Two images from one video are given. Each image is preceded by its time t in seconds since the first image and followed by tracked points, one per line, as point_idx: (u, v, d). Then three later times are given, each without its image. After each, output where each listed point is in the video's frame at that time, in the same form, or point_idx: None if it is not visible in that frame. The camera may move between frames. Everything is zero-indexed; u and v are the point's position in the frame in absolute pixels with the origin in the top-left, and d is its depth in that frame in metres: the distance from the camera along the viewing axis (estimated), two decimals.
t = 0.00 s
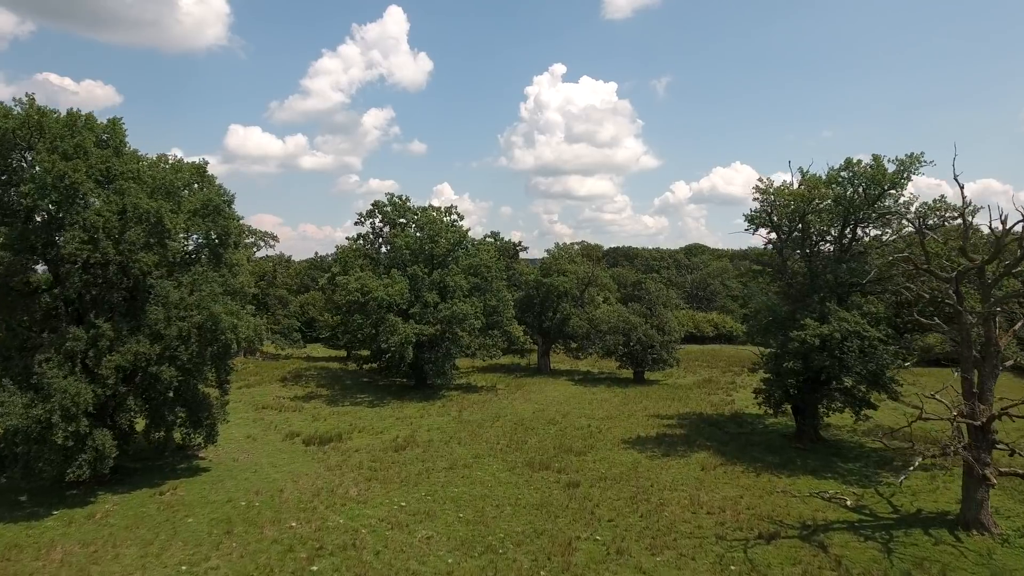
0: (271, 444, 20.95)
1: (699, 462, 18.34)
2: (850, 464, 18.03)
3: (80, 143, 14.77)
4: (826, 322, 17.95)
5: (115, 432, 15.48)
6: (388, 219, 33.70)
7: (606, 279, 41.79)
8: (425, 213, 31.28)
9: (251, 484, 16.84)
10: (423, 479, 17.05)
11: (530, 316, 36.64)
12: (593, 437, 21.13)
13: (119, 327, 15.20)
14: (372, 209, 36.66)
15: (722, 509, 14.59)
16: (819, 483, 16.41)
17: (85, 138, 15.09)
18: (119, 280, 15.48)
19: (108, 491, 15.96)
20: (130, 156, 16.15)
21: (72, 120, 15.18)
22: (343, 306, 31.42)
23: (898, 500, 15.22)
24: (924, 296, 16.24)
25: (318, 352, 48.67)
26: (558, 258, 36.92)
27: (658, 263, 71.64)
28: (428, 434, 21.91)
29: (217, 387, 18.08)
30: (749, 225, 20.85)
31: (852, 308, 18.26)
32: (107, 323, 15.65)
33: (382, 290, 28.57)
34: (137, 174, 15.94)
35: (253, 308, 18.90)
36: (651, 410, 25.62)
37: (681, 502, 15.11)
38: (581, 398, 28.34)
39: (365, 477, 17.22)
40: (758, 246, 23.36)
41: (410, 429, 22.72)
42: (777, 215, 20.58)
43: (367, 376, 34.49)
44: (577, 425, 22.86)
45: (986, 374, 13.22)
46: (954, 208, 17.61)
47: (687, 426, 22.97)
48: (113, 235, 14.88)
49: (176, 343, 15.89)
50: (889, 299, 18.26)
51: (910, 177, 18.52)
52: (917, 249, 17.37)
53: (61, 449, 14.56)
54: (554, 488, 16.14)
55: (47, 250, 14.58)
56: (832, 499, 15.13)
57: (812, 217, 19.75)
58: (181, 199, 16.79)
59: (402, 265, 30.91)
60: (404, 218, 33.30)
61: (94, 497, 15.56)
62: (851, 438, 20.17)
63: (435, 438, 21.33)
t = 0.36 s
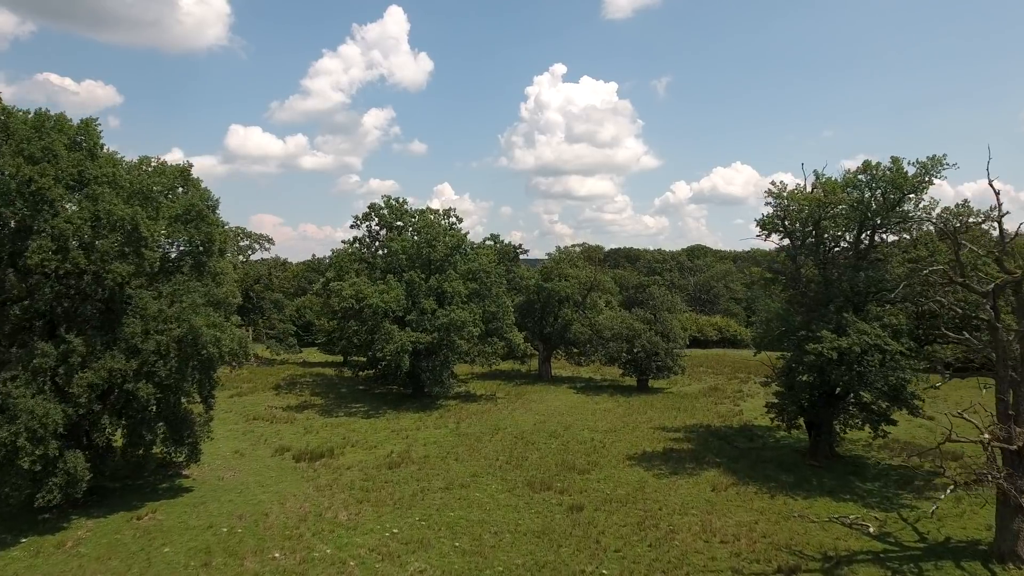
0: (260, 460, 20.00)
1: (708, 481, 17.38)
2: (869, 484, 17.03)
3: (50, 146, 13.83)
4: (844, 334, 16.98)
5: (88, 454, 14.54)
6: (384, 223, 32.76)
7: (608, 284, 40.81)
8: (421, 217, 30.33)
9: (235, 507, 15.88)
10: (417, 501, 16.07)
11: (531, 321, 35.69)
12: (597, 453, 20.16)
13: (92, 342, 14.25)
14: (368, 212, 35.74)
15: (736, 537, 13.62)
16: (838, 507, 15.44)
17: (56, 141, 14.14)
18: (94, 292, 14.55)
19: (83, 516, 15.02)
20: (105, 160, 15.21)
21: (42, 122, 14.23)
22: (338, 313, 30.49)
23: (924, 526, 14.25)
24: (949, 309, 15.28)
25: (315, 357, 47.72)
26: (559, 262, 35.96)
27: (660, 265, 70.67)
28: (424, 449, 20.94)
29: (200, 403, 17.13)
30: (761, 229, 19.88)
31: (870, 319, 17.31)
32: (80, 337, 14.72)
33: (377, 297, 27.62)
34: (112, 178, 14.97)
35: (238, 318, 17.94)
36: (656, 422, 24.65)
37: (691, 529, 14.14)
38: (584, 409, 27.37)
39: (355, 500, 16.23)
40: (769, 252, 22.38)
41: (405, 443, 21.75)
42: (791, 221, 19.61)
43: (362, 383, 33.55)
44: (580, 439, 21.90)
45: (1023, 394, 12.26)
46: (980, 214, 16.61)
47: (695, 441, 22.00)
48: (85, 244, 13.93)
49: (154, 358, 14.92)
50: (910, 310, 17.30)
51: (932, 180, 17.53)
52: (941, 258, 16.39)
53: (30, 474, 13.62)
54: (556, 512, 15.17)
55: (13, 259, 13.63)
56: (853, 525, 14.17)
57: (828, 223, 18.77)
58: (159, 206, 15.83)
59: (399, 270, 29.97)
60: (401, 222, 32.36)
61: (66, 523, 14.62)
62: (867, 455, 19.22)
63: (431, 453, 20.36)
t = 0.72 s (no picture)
0: (247, 478, 19.04)
1: (720, 503, 16.39)
2: (890, 506, 16.06)
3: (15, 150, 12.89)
4: (865, 348, 16.02)
5: (57, 478, 13.58)
6: (380, 227, 31.80)
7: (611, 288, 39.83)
8: (419, 222, 29.36)
9: (217, 532, 14.92)
10: (411, 526, 15.09)
11: (532, 327, 34.73)
12: (601, 470, 19.18)
13: (62, 359, 13.30)
14: (364, 215, 34.78)
15: (753, 569, 12.65)
16: (859, 533, 14.47)
17: (22, 144, 13.20)
18: (64, 305, 13.60)
19: (54, 543, 14.07)
20: (78, 165, 14.26)
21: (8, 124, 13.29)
22: (332, 320, 29.53)
23: (953, 556, 13.29)
24: (979, 322, 14.31)
25: (311, 363, 46.75)
26: (561, 266, 35.00)
27: (663, 267, 69.67)
28: (420, 465, 19.97)
29: (182, 420, 16.18)
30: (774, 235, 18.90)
31: (892, 331, 16.34)
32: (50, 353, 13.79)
33: (372, 304, 26.65)
34: (83, 183, 14.01)
35: (223, 330, 16.98)
36: (663, 435, 23.68)
37: (704, 560, 13.15)
38: (587, 420, 26.40)
39: (345, 524, 15.25)
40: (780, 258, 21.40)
41: (400, 459, 20.77)
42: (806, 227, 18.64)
43: (358, 391, 32.59)
44: (583, 454, 20.91)
45: None
46: (1009, 220, 15.63)
47: (704, 456, 21.02)
48: (52, 254, 12.98)
49: (128, 375, 13.96)
50: (933, 322, 16.34)
51: (957, 184, 16.55)
52: (969, 267, 15.42)
53: None
54: (559, 539, 14.20)
55: None
56: (877, 555, 13.21)
57: (845, 230, 17.80)
58: (136, 213, 14.88)
59: (395, 276, 29.03)
60: (397, 226, 31.40)
61: (36, 552, 13.68)
62: (886, 474, 18.26)
63: (427, 471, 19.38)
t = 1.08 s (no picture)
0: (234, 495, 18.16)
1: (731, 525, 15.50)
2: (912, 529, 15.18)
3: None
4: (885, 362, 15.13)
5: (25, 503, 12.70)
6: (377, 230, 30.93)
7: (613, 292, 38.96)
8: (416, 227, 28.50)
9: (198, 558, 14.04)
10: (404, 552, 14.19)
11: (532, 333, 33.86)
12: (605, 488, 18.29)
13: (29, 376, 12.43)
14: (360, 218, 33.92)
15: None
16: (882, 560, 13.58)
17: None
18: (32, 318, 12.73)
19: (24, 571, 13.20)
20: (49, 170, 13.41)
21: None
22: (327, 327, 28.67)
23: None
24: (1009, 336, 13.42)
25: (307, 368, 45.88)
26: (562, 271, 34.11)
27: (665, 269, 68.77)
28: (414, 482, 19.07)
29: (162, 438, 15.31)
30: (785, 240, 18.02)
31: (913, 344, 15.46)
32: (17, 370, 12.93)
33: (367, 312, 25.78)
34: (54, 189, 13.15)
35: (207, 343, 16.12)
36: (668, 448, 22.79)
37: None
38: (590, 431, 25.51)
39: (335, 550, 14.34)
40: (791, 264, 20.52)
41: (394, 474, 19.89)
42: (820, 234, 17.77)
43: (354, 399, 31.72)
44: (586, 469, 20.03)
45: None
46: None
47: (712, 471, 20.13)
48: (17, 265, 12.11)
49: (101, 393, 13.07)
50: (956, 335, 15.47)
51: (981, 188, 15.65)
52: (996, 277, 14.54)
53: None
54: (561, 568, 13.29)
55: None
56: None
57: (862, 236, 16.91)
58: (111, 220, 14.02)
59: (391, 282, 28.17)
60: (394, 230, 30.54)
61: None
62: (904, 493, 17.38)
63: (422, 488, 18.48)
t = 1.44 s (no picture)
0: (219, 517, 17.21)
1: (744, 553, 14.55)
2: (939, 558, 14.19)
3: None
4: (910, 380, 14.15)
5: None
6: (372, 235, 29.99)
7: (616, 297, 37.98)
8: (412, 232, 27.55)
9: None
10: None
11: (533, 341, 32.88)
12: (610, 509, 17.32)
13: None
14: (356, 222, 32.98)
15: None
16: None
17: None
18: None
19: None
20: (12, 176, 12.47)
21: None
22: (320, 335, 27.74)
23: None
24: None
25: (303, 374, 44.92)
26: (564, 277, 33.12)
27: (668, 271, 67.73)
28: (409, 503, 18.10)
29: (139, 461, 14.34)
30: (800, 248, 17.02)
31: (939, 361, 14.48)
32: None
33: (360, 320, 24.84)
34: (19, 197, 12.20)
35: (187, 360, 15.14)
36: (675, 464, 21.81)
37: None
38: (593, 444, 24.54)
39: None
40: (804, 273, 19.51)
41: (388, 494, 18.92)
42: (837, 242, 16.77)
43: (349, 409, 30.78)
44: (590, 488, 19.06)
45: None
46: None
47: (722, 490, 19.15)
48: None
49: (68, 417, 12.03)
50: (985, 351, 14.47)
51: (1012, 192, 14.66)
52: None
53: None
54: None
55: None
56: None
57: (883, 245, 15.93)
58: (81, 230, 13.06)
59: (387, 289, 27.24)
60: (390, 235, 29.59)
61: None
62: (926, 516, 16.40)
63: (418, 510, 17.50)
